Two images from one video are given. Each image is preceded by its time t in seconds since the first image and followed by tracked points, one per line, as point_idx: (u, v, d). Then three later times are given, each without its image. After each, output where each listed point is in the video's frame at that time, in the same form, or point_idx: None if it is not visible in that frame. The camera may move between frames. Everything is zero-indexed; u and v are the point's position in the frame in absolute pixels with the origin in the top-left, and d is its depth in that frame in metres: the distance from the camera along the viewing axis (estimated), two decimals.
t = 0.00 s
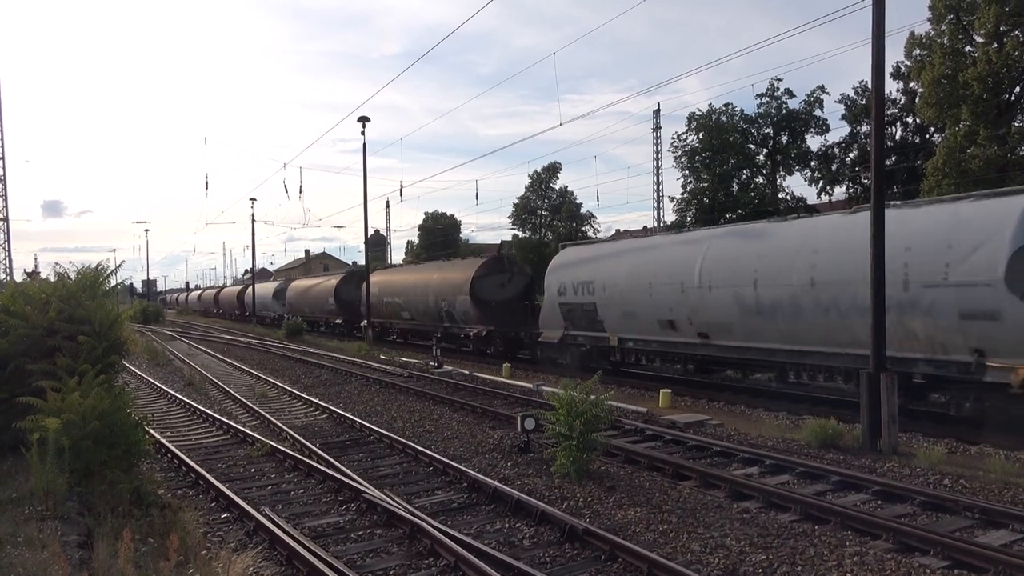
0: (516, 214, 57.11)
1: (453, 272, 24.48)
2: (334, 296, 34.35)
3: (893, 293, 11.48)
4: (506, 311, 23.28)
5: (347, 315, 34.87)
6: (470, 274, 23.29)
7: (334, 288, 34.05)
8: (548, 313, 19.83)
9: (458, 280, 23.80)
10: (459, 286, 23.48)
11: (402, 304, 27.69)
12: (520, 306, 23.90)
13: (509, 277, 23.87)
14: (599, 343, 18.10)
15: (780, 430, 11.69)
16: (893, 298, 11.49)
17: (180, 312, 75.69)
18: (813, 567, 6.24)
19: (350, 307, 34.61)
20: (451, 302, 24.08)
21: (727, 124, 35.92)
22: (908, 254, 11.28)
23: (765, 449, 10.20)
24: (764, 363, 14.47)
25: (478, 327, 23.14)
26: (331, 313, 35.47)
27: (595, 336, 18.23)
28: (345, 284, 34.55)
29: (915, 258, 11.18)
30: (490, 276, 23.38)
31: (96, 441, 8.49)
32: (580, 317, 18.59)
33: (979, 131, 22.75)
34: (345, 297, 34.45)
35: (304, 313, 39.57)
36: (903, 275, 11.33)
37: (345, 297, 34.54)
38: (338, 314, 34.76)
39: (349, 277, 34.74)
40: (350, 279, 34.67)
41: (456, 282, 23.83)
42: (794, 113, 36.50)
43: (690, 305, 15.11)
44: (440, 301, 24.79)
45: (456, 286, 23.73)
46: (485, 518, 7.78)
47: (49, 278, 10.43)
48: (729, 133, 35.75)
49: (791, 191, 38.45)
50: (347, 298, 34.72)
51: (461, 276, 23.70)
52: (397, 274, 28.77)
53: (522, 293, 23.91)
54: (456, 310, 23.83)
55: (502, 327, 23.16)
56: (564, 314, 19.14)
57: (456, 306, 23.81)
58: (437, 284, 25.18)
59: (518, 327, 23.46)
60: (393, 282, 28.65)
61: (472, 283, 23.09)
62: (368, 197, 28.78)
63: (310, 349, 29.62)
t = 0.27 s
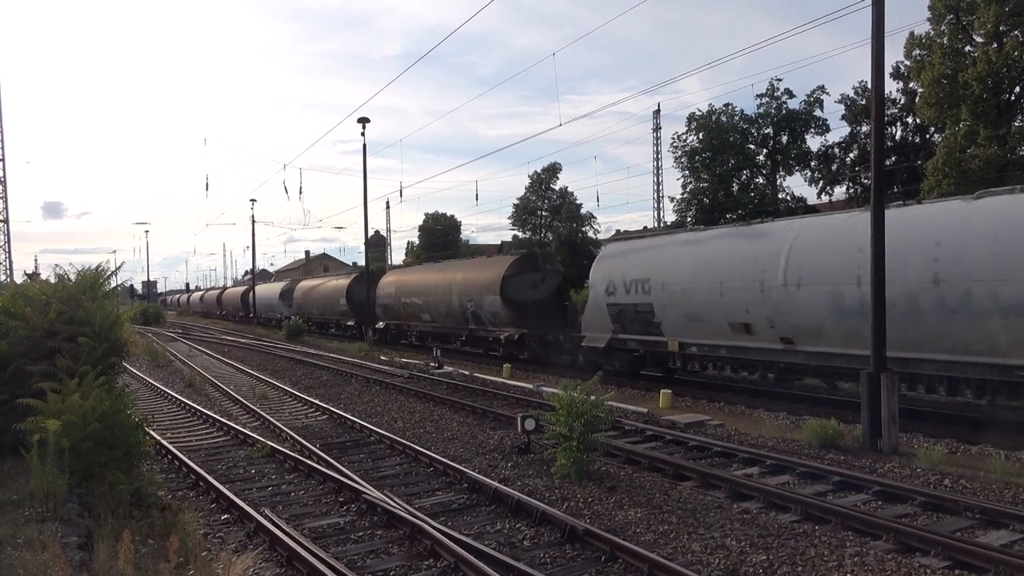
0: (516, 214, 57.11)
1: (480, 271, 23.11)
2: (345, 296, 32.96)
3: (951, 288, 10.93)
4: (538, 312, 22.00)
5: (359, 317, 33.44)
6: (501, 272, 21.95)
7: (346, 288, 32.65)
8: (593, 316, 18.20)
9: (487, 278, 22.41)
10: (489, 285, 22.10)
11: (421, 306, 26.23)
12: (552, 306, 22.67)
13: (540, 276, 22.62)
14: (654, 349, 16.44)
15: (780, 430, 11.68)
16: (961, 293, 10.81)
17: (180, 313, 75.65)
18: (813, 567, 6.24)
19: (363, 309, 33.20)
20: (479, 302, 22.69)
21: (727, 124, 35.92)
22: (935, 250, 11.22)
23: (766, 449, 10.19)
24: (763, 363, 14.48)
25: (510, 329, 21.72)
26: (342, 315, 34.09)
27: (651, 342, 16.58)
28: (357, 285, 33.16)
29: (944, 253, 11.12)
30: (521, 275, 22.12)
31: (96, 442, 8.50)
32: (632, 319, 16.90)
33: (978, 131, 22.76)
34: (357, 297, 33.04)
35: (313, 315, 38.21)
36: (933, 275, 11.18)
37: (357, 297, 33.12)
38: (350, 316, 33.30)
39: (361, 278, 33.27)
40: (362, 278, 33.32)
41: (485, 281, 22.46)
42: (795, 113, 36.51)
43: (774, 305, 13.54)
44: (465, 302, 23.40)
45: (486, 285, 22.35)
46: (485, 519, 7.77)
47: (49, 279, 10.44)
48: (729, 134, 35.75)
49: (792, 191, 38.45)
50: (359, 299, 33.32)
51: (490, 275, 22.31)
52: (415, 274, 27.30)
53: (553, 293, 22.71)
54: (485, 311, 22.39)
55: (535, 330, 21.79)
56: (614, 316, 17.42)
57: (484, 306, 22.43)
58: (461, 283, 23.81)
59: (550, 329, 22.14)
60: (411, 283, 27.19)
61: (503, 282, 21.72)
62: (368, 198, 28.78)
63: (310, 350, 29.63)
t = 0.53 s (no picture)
0: (516, 215, 57.10)
1: (512, 268, 21.24)
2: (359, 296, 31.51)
3: (958, 288, 10.89)
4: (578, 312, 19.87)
5: (373, 319, 31.84)
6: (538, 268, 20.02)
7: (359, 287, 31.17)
8: (651, 319, 16.43)
9: (521, 275, 20.51)
10: (523, 282, 20.21)
11: (446, 306, 24.45)
12: (593, 306, 20.47)
13: (581, 274, 20.48)
14: (725, 356, 14.71)
15: (781, 431, 11.67)
16: (975, 292, 10.72)
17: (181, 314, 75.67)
18: (814, 567, 6.23)
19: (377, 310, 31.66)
20: (511, 301, 20.75)
21: (727, 124, 35.92)
22: (921, 254, 11.39)
23: (767, 450, 10.18)
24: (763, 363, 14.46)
25: (546, 331, 19.73)
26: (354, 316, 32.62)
27: (721, 347, 14.85)
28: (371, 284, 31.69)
29: (930, 256, 11.29)
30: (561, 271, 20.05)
31: (96, 443, 8.50)
32: (696, 322, 15.23)
33: (979, 131, 22.74)
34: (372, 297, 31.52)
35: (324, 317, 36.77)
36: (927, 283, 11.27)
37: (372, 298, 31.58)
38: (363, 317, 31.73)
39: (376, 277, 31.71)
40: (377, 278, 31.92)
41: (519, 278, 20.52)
42: (795, 114, 36.51)
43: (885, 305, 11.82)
44: (496, 301, 21.56)
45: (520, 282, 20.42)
46: (486, 520, 7.76)
47: (49, 280, 10.43)
48: (729, 134, 35.76)
49: (792, 192, 38.43)
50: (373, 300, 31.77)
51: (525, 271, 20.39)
52: (439, 272, 25.59)
53: (594, 292, 20.46)
54: (519, 311, 20.48)
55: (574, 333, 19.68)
56: (676, 317, 15.70)
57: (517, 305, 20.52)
58: (491, 281, 21.92)
59: (590, 331, 20.00)
60: (434, 283, 25.43)
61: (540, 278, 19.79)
62: (367, 199, 28.79)
63: (310, 351, 29.63)
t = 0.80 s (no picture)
0: (516, 216, 57.11)
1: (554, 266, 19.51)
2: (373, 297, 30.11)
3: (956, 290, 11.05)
4: (632, 313, 17.83)
5: (390, 321, 30.37)
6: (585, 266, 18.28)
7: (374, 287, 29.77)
8: (729, 321, 14.73)
9: (566, 273, 18.75)
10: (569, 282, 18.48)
11: (475, 308, 22.75)
12: (647, 307, 18.29)
13: (631, 272, 18.54)
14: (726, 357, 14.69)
15: (781, 431, 11.67)
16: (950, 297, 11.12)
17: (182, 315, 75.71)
18: (815, 567, 6.23)
19: (393, 311, 30.22)
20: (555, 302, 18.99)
21: (727, 125, 35.93)
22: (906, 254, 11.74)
23: (767, 450, 10.18)
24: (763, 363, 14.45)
25: (595, 335, 17.95)
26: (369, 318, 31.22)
27: (820, 354, 13.11)
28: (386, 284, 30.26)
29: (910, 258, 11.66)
30: (610, 269, 18.22)
31: (97, 445, 8.50)
32: (788, 324, 13.58)
33: (979, 131, 22.74)
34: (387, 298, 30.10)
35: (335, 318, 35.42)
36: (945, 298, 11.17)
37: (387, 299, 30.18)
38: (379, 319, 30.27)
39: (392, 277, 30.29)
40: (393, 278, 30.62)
41: (563, 278, 18.78)
42: (795, 114, 36.51)
43: None
44: (534, 303, 19.84)
45: (565, 281, 18.68)
46: (486, 521, 7.76)
47: (50, 282, 10.44)
48: (729, 135, 35.78)
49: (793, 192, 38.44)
50: (389, 301, 30.34)
51: (570, 269, 18.64)
52: (464, 272, 23.83)
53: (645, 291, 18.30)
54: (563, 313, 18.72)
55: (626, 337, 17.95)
56: (762, 321, 14.07)
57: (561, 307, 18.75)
58: (529, 281, 20.22)
59: (646, 336, 17.98)
60: (462, 283, 23.77)
61: (587, 277, 18.05)
62: (367, 200, 28.79)
63: (311, 352, 29.63)
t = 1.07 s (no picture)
0: (516, 217, 57.13)
1: (602, 262, 17.82)
2: (391, 297, 28.75)
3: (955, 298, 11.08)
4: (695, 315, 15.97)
5: (409, 322, 29.02)
6: (640, 263, 16.53)
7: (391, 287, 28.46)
8: (829, 326, 12.93)
9: (618, 271, 17.04)
10: (621, 280, 16.81)
11: (508, 308, 21.12)
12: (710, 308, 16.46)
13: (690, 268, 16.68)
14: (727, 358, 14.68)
15: (782, 433, 11.67)
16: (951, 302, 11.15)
17: (182, 315, 75.76)
18: (815, 569, 6.23)
19: (412, 312, 28.88)
20: (605, 303, 17.31)
21: (728, 126, 35.97)
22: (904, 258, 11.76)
23: (767, 451, 10.18)
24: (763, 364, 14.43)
25: (654, 339, 16.33)
26: (385, 319, 29.90)
27: (943, 365, 11.29)
28: (404, 283, 28.92)
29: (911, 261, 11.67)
30: (670, 266, 16.40)
31: (97, 445, 8.51)
32: (903, 329, 11.80)
33: (980, 133, 22.75)
34: (405, 298, 28.76)
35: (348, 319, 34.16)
36: (989, 304, 10.64)
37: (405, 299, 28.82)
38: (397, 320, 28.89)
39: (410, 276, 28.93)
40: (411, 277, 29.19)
41: (614, 276, 17.09)
42: (796, 116, 36.53)
43: None
44: (579, 303, 18.21)
45: (617, 280, 16.99)
46: (487, 522, 7.76)
47: (51, 282, 10.44)
48: (730, 136, 35.81)
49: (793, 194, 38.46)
50: (407, 300, 28.99)
51: (622, 267, 16.93)
52: (496, 270, 22.18)
53: (707, 291, 16.11)
54: (614, 314, 17.11)
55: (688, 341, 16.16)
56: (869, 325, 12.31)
57: (613, 308, 17.09)
58: (572, 279, 18.54)
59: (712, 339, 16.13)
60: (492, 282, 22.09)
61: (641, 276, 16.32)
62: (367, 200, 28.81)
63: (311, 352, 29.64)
